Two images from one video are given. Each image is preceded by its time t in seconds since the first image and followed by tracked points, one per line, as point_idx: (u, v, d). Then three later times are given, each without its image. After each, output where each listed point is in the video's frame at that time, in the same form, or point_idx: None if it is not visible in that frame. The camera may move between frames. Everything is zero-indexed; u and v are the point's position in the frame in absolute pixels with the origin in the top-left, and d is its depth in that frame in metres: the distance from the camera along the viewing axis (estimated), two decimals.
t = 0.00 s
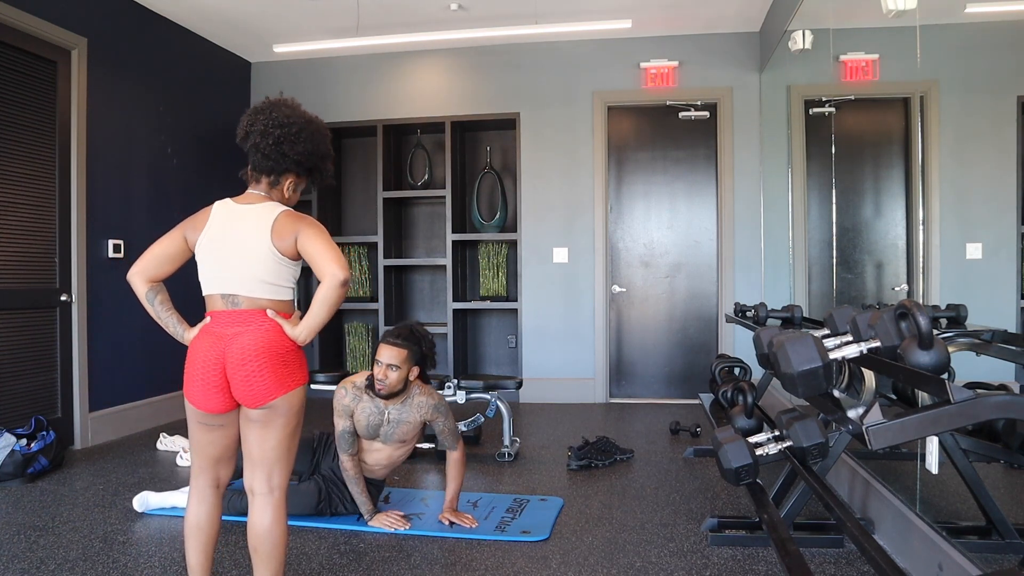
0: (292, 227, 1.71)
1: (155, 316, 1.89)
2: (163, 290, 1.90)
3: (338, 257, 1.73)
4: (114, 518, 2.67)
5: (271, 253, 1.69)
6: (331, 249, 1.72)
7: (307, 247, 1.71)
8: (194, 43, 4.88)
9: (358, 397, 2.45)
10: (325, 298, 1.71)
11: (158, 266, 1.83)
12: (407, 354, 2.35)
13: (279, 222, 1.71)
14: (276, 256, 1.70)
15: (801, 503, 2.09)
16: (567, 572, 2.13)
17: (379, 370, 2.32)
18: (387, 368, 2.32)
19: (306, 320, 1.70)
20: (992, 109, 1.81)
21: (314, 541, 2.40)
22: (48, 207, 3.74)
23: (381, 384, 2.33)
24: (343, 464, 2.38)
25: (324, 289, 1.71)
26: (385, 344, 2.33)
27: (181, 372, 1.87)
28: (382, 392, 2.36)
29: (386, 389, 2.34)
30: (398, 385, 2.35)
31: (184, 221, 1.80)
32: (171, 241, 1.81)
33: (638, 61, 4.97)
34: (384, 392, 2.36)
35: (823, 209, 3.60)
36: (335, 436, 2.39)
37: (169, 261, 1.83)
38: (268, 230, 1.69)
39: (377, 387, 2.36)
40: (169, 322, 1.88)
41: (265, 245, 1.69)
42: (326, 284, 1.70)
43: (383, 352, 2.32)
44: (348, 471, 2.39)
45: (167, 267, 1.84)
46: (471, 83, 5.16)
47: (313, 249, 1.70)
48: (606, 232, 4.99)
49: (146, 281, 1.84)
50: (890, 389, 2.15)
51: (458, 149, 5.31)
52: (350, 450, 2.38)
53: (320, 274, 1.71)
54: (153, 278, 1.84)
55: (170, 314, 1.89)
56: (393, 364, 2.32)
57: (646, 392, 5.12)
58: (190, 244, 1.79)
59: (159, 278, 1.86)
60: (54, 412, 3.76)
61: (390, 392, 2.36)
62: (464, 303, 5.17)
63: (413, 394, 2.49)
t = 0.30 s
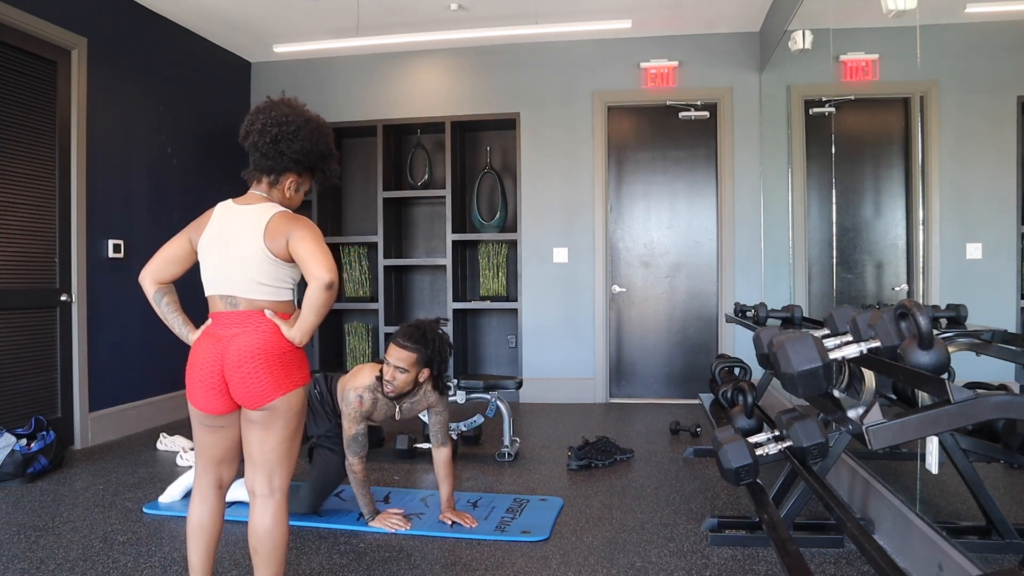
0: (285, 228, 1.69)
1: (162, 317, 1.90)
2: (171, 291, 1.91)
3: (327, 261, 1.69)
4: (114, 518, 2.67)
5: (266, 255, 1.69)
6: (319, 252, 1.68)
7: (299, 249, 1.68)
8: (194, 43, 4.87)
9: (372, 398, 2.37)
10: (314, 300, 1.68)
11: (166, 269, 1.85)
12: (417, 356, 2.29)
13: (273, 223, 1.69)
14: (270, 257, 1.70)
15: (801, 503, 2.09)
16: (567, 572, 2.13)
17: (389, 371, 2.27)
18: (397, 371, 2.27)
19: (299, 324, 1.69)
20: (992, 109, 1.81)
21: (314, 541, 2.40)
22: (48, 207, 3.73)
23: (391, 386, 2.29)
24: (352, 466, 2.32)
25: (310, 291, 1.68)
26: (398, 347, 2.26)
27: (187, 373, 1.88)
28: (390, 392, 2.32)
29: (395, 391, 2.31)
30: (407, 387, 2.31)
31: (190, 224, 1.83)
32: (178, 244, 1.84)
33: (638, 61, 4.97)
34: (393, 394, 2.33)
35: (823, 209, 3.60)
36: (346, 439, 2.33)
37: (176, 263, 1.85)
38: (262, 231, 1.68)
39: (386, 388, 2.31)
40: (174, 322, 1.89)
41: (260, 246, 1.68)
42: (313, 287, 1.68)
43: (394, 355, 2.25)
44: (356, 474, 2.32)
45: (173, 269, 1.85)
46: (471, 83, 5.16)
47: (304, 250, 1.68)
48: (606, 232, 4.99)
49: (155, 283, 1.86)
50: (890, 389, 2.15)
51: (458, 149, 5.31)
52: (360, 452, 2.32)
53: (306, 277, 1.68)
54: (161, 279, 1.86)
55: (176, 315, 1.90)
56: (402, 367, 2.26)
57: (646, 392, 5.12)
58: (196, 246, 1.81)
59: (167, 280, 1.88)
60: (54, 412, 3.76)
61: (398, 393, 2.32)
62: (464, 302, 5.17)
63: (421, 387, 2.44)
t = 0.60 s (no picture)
0: (289, 228, 1.69)
1: (164, 315, 1.90)
2: (173, 290, 1.92)
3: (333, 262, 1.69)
4: (114, 518, 2.67)
5: (268, 255, 1.69)
6: (325, 253, 1.68)
7: (303, 248, 1.68)
8: (194, 43, 4.87)
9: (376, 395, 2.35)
10: (320, 300, 1.70)
11: (167, 267, 1.85)
12: (428, 356, 2.24)
13: (276, 222, 1.69)
14: (273, 257, 1.70)
15: (801, 503, 2.09)
16: (567, 572, 2.13)
17: (399, 371, 2.22)
18: (407, 371, 2.22)
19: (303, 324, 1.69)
20: (992, 109, 1.81)
21: (314, 541, 2.40)
22: (48, 207, 3.74)
23: (399, 385, 2.24)
24: (355, 465, 2.32)
25: (316, 292, 1.69)
26: (408, 346, 2.21)
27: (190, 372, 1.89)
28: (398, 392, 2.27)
29: (403, 391, 2.26)
30: (415, 388, 2.26)
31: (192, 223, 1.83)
32: (180, 242, 1.84)
33: (638, 61, 4.97)
34: (400, 393, 2.28)
35: (823, 209, 3.60)
36: (352, 438, 2.33)
37: (178, 262, 1.86)
38: (265, 231, 1.68)
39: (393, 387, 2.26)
40: (177, 320, 1.90)
41: (263, 246, 1.68)
42: (318, 287, 1.68)
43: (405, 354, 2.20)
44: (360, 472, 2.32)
45: (176, 267, 1.86)
46: (471, 83, 5.16)
47: (309, 250, 1.68)
48: (606, 232, 4.99)
49: (157, 282, 1.86)
50: (890, 389, 2.15)
51: (458, 149, 5.31)
52: (365, 452, 2.31)
53: (311, 277, 1.67)
54: (163, 277, 1.86)
55: (179, 314, 1.91)
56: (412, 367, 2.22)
57: (645, 392, 5.12)
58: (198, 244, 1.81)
59: (169, 279, 1.88)
60: (54, 412, 3.76)
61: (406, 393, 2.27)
62: (464, 302, 5.17)
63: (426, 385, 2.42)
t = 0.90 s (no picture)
0: (300, 230, 1.70)
1: (165, 312, 1.91)
2: (175, 287, 1.91)
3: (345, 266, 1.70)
4: (114, 518, 2.67)
5: (275, 257, 1.69)
6: (336, 257, 1.69)
7: (314, 250, 1.69)
8: (194, 43, 4.88)
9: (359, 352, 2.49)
10: (331, 303, 1.71)
11: (169, 264, 1.84)
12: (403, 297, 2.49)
13: (286, 224, 1.69)
14: (282, 258, 1.69)
15: (801, 503, 2.08)
16: (567, 572, 2.13)
17: (377, 312, 2.46)
18: (385, 309, 2.45)
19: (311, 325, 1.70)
20: (992, 109, 1.81)
21: (314, 541, 2.39)
22: (48, 207, 3.74)
23: (379, 325, 2.46)
24: (344, 435, 2.24)
25: (328, 295, 1.71)
26: (383, 287, 2.47)
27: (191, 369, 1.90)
28: (378, 334, 2.47)
29: (384, 330, 2.46)
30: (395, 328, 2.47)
31: (195, 219, 1.82)
32: (182, 239, 1.83)
33: (638, 61, 4.97)
34: (381, 336, 2.48)
35: (823, 209, 3.60)
36: (336, 407, 2.31)
37: (180, 259, 1.84)
38: (275, 232, 1.68)
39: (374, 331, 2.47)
40: (178, 318, 1.90)
41: (271, 248, 1.68)
42: (331, 291, 1.71)
43: (380, 293, 2.46)
44: (347, 444, 2.22)
45: (177, 265, 1.85)
46: (471, 83, 5.16)
47: (320, 253, 1.68)
48: (606, 231, 4.99)
49: (158, 278, 1.86)
50: (890, 389, 2.14)
51: (458, 149, 5.31)
52: (352, 420, 2.28)
53: (324, 280, 1.69)
54: (163, 274, 1.86)
55: (180, 311, 1.92)
56: (389, 306, 2.46)
57: (645, 392, 5.12)
58: (200, 241, 1.80)
59: (170, 276, 1.88)
60: (54, 412, 3.76)
61: (387, 334, 2.47)
62: (464, 302, 5.17)
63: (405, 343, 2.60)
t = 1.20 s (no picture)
0: (308, 231, 1.70)
1: (170, 312, 1.90)
2: (179, 287, 1.92)
3: (354, 269, 1.69)
4: (114, 518, 2.67)
5: (282, 257, 1.69)
6: (346, 259, 1.68)
7: (322, 251, 1.69)
8: (194, 43, 4.88)
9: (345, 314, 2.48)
10: (339, 305, 1.69)
11: (173, 264, 1.84)
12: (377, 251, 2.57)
13: (294, 225, 1.70)
14: (290, 259, 1.70)
15: (801, 503, 2.08)
16: (567, 572, 2.13)
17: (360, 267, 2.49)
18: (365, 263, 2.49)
19: (321, 326, 1.70)
20: (992, 109, 1.82)
21: (314, 541, 2.40)
22: (48, 207, 3.73)
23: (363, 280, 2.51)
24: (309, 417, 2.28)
25: (337, 297, 1.69)
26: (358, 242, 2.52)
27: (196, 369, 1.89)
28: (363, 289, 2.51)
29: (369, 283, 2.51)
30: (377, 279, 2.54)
31: (199, 218, 1.81)
32: (186, 238, 1.82)
33: (638, 61, 4.97)
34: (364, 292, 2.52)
35: (823, 209, 3.60)
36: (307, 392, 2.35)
37: (184, 259, 1.84)
38: (283, 233, 1.68)
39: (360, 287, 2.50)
40: (183, 318, 1.90)
41: (277, 248, 1.69)
42: (339, 293, 1.69)
43: (358, 248, 2.49)
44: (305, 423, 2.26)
45: (182, 265, 1.85)
46: (471, 83, 5.16)
47: (329, 254, 1.68)
48: (606, 231, 4.99)
49: (162, 278, 1.85)
50: (890, 389, 2.14)
51: (458, 149, 5.31)
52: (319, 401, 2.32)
53: (332, 282, 1.68)
54: (167, 273, 1.86)
55: (184, 311, 1.91)
56: (367, 257, 2.50)
57: (645, 392, 5.12)
58: (206, 240, 1.80)
59: (175, 275, 1.88)
60: (54, 412, 3.76)
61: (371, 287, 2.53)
62: (464, 303, 5.17)
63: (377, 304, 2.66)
